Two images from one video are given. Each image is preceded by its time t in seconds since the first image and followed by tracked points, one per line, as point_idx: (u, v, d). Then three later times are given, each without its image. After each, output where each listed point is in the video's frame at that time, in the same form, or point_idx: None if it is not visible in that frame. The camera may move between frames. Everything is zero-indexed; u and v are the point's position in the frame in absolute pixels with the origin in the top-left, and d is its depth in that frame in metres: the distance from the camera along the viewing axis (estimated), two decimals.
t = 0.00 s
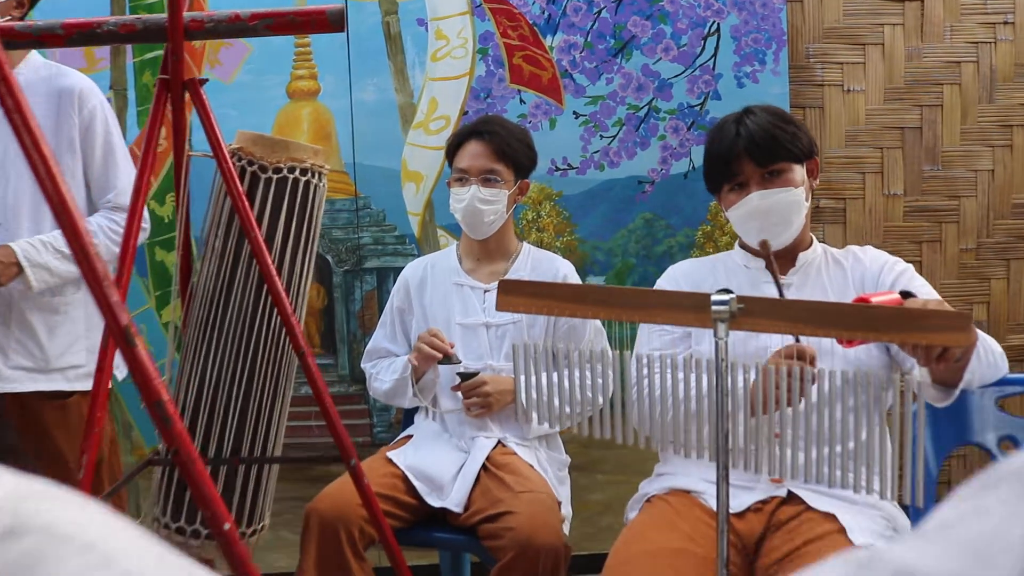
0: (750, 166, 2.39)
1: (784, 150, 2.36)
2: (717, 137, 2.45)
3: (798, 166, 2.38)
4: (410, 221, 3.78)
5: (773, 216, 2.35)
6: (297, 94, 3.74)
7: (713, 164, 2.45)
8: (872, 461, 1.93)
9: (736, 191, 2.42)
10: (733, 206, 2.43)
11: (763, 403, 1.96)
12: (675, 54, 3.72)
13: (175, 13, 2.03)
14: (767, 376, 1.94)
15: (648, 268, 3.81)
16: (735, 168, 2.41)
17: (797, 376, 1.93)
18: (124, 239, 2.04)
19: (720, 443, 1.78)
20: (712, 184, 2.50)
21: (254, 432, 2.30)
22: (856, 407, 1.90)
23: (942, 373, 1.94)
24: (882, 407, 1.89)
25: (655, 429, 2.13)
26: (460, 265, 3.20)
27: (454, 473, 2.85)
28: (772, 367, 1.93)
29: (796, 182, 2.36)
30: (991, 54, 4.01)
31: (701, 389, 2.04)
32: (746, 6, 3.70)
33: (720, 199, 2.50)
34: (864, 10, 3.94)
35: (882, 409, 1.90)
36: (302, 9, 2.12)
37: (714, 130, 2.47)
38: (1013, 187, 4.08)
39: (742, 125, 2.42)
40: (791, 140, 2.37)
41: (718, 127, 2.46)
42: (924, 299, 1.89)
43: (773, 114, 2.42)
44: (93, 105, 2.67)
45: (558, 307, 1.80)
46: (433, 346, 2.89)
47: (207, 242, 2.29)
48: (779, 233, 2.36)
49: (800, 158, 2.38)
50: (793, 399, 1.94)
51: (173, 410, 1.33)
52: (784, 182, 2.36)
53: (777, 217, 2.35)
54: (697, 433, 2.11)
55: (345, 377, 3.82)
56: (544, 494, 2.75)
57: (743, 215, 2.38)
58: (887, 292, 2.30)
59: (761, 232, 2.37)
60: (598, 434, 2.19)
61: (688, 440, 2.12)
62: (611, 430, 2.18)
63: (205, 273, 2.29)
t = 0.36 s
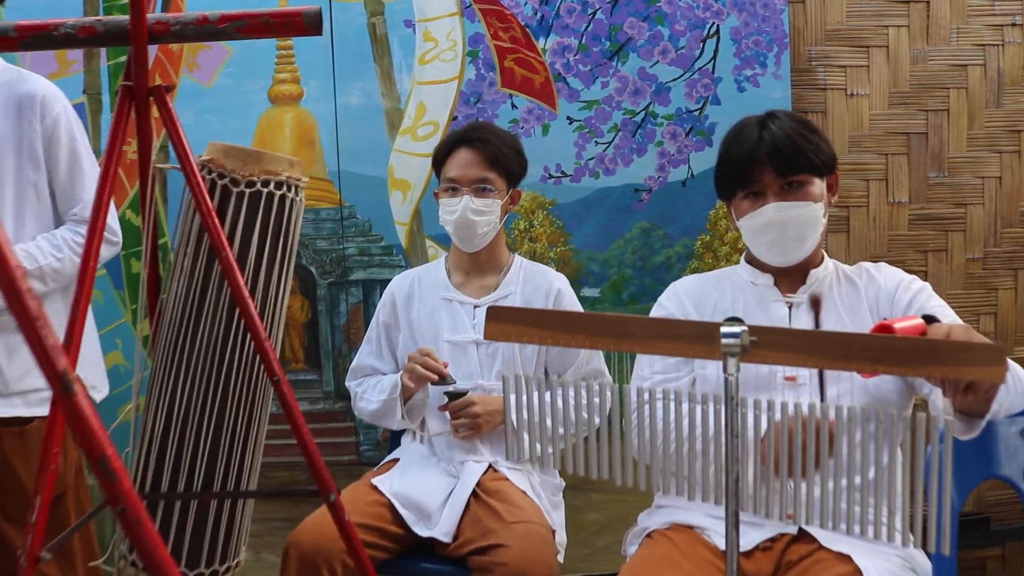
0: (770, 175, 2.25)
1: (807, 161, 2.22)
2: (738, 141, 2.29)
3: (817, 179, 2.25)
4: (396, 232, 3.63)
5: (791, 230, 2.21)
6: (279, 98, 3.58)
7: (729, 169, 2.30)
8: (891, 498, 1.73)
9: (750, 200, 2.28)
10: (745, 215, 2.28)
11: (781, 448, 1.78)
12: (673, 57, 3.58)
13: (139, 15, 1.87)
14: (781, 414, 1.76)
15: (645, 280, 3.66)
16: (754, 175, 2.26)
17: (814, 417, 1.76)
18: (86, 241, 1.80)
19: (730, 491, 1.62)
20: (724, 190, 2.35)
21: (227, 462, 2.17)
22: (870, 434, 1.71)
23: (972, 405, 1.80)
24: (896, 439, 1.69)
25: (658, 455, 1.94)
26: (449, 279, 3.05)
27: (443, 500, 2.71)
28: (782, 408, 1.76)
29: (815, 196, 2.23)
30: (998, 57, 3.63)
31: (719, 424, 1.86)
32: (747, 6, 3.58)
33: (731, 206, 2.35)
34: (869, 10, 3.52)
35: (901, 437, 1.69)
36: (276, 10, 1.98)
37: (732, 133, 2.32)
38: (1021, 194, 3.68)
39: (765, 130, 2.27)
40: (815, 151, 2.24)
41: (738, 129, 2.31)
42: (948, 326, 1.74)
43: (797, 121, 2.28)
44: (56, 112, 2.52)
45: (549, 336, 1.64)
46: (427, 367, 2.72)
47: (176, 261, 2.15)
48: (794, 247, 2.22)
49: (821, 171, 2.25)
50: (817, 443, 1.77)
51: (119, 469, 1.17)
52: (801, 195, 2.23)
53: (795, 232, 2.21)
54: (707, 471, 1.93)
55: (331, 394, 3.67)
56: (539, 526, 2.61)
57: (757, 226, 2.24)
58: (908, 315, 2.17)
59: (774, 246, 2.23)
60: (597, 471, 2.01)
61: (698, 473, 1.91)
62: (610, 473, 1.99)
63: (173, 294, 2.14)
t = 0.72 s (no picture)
0: (794, 182, 2.12)
1: (833, 172, 2.11)
2: (765, 143, 2.15)
3: (839, 195, 2.14)
4: (383, 240, 3.49)
5: (808, 243, 2.09)
6: (260, 103, 3.46)
7: (750, 172, 2.16)
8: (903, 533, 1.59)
9: (766, 205, 2.15)
10: (759, 222, 2.16)
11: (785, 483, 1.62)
12: (669, 60, 3.45)
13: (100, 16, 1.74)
14: (781, 447, 1.60)
15: (641, 290, 3.53)
16: (776, 181, 2.13)
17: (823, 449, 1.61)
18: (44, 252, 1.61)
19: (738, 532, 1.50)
20: (738, 193, 2.22)
21: (199, 494, 2.02)
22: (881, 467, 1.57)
23: (995, 434, 1.67)
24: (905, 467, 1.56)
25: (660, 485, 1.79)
26: (437, 291, 2.91)
27: (430, 524, 2.58)
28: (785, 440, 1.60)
29: (837, 210, 2.12)
30: (1003, 60, 3.38)
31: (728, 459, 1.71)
32: (746, 7, 3.42)
33: (744, 208, 2.23)
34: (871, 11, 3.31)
35: (912, 464, 1.56)
36: (248, 10, 1.84)
37: (755, 136, 2.19)
38: None
39: (794, 135, 2.14)
40: (842, 163, 2.12)
41: (762, 132, 2.18)
42: (970, 349, 1.60)
43: (827, 129, 2.16)
44: (21, 116, 2.38)
45: (544, 364, 1.53)
46: (421, 383, 2.60)
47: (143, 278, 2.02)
48: (809, 261, 2.11)
49: (844, 183, 2.14)
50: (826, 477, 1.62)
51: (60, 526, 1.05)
52: (824, 208, 2.12)
53: (811, 245, 2.09)
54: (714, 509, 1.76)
55: (314, 410, 3.55)
56: (530, 554, 2.45)
57: (773, 234, 2.12)
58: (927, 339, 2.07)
59: (789, 258, 2.11)
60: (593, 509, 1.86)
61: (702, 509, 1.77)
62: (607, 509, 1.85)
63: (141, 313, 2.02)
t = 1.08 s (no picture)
0: (799, 198, 2.02)
1: (841, 188, 2.00)
2: (771, 154, 2.03)
3: (846, 211, 2.04)
4: (365, 252, 3.38)
5: (812, 262, 2.00)
6: (237, 109, 3.34)
7: (753, 185, 2.05)
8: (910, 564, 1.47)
9: (768, 220, 2.05)
10: (761, 238, 2.06)
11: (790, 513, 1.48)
12: (661, 65, 3.33)
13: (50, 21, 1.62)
14: (778, 489, 1.46)
15: (631, 303, 3.42)
16: (781, 197, 2.02)
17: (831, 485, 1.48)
18: None
19: None
20: (739, 205, 2.11)
21: (163, 530, 1.90)
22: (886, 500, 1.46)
23: (1013, 474, 1.50)
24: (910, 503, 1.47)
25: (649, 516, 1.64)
26: (419, 307, 2.78)
27: (411, 553, 2.46)
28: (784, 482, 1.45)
29: (843, 228, 2.03)
30: (1003, 65, 3.27)
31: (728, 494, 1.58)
32: (740, 10, 3.28)
33: (745, 223, 2.13)
34: (868, 16, 3.22)
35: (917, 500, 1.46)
36: (213, 15, 1.71)
37: (759, 147, 2.07)
38: None
39: (801, 147, 2.02)
40: (850, 178, 2.01)
41: (768, 144, 2.05)
42: (984, 381, 1.50)
43: (835, 142, 2.05)
44: None
45: (532, 403, 1.45)
46: (402, 404, 2.48)
47: (102, 303, 1.89)
48: (813, 280, 2.01)
49: (851, 200, 2.03)
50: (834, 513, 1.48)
51: None
52: (831, 225, 2.02)
53: (815, 265, 2.00)
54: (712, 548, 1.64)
55: (294, 428, 3.43)
56: None
57: (778, 252, 2.02)
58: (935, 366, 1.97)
59: (791, 278, 2.02)
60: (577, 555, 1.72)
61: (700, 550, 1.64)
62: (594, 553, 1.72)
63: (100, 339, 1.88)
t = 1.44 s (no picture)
0: (798, 208, 1.95)
1: (842, 197, 1.93)
2: (770, 161, 1.96)
3: (847, 221, 1.97)
4: (352, 259, 3.29)
5: (813, 274, 1.93)
6: (220, 112, 3.25)
7: (751, 193, 1.97)
8: None
9: (767, 230, 1.98)
10: (760, 250, 1.99)
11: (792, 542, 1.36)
12: (655, 67, 3.26)
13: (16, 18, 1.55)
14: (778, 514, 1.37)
15: (625, 310, 3.34)
16: (779, 206, 1.96)
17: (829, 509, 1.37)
18: None
19: None
20: (737, 214, 2.03)
21: (139, 553, 1.82)
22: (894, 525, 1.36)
23: None
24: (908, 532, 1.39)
25: (648, 537, 1.54)
26: (407, 316, 2.69)
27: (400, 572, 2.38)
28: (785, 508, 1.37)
29: (843, 238, 1.96)
30: (1001, 68, 3.20)
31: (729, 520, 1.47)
32: (736, 11, 3.22)
33: (743, 232, 2.05)
34: (864, 17, 3.16)
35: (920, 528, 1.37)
36: (189, 15, 1.62)
37: (756, 154, 1.99)
38: None
39: (800, 154, 1.95)
40: (850, 186, 1.95)
41: (766, 151, 1.98)
42: (1000, 403, 1.46)
43: (835, 148, 1.98)
44: None
45: (525, 425, 1.40)
46: (394, 425, 2.39)
47: (75, 319, 1.80)
48: (814, 293, 1.95)
49: (852, 209, 1.97)
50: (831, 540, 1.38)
51: None
52: (831, 235, 1.95)
53: (817, 277, 1.93)
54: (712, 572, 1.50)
55: (279, 438, 3.34)
56: None
57: (775, 265, 1.95)
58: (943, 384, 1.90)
59: (791, 291, 1.95)
60: None
61: None
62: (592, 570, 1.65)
63: (72, 354, 1.80)
